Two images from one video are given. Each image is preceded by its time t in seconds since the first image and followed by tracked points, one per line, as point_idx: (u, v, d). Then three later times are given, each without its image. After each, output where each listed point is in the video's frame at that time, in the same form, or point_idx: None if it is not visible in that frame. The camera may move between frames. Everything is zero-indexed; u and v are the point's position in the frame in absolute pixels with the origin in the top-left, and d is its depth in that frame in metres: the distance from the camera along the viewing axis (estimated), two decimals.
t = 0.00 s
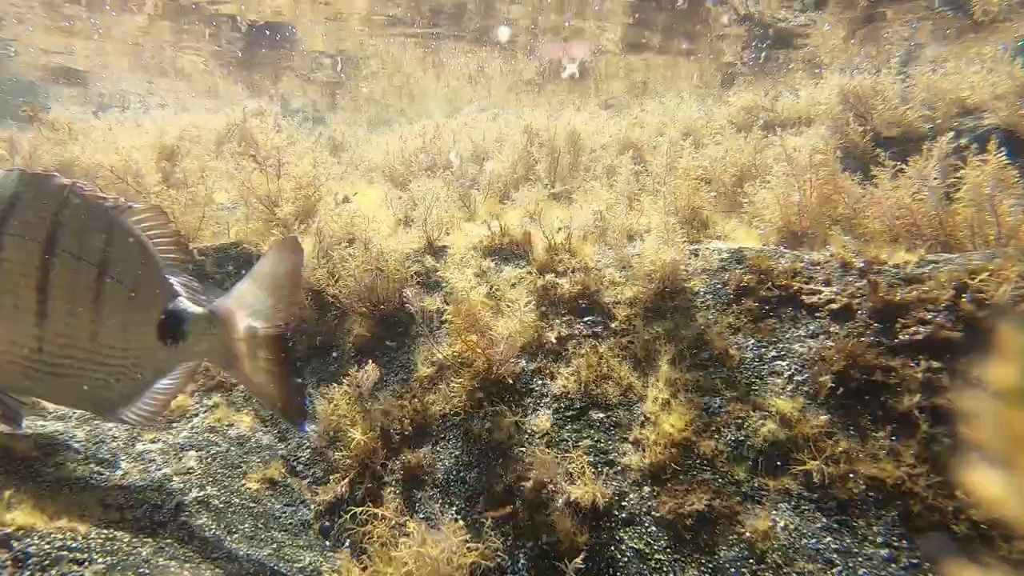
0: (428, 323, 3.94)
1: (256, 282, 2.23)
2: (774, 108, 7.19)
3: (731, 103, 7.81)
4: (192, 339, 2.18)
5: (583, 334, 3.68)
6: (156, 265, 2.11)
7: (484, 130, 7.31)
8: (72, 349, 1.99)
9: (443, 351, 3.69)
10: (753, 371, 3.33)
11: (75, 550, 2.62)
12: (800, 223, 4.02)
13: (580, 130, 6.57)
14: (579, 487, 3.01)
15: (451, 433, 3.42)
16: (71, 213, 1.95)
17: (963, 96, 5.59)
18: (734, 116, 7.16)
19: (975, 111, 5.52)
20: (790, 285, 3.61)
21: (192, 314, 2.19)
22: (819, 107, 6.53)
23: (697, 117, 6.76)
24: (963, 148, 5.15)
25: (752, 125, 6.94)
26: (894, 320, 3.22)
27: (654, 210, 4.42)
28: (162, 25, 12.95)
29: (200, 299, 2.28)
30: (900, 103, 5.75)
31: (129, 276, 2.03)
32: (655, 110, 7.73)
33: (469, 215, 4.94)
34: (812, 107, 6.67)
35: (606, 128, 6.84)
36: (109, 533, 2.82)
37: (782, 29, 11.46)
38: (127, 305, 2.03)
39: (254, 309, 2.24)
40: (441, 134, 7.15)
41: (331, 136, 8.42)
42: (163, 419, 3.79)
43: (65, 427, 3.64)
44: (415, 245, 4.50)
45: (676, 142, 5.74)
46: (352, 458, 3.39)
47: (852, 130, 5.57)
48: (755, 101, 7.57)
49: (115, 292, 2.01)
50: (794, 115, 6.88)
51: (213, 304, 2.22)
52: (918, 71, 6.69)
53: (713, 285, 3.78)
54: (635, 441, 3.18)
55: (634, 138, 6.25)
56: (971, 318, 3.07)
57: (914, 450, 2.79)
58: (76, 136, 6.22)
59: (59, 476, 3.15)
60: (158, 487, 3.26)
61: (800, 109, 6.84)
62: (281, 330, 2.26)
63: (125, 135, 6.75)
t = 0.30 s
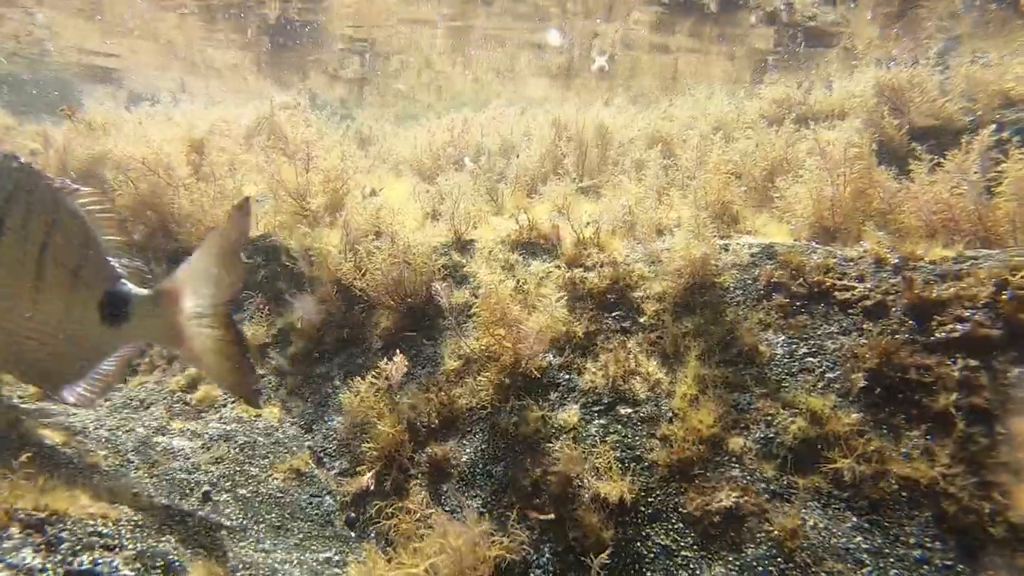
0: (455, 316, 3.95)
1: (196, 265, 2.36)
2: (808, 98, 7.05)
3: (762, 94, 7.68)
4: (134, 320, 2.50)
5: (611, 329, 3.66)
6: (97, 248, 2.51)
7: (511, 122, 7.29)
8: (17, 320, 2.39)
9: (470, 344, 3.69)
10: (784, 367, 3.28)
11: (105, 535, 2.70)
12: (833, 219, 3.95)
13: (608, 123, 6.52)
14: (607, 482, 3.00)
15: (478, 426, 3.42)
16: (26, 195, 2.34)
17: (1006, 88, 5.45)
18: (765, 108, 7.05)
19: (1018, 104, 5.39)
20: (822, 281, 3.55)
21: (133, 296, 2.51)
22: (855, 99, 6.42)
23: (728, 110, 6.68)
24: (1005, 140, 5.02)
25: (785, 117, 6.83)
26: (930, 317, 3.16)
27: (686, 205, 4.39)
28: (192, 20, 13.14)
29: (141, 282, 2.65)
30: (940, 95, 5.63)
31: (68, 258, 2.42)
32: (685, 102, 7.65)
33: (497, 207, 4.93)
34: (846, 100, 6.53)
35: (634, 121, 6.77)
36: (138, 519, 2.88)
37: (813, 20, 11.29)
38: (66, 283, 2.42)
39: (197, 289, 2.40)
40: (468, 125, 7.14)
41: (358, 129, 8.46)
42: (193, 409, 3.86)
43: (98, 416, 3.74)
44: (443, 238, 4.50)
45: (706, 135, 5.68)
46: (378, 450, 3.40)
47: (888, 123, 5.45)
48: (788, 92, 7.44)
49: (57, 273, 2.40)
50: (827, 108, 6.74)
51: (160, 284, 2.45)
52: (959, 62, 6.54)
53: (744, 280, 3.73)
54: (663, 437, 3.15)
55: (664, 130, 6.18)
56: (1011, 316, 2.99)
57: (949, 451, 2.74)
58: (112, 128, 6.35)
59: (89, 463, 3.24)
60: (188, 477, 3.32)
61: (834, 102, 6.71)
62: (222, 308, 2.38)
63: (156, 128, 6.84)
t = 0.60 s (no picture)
0: (472, 309, 3.95)
1: (106, 240, 2.23)
2: (828, 94, 7.02)
3: (783, 89, 7.65)
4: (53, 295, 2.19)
5: (628, 325, 3.66)
6: (11, 221, 2.11)
7: (529, 114, 7.28)
8: None
9: (487, 337, 3.69)
10: (802, 366, 3.26)
11: (122, 521, 2.70)
12: (854, 216, 3.94)
13: (627, 117, 6.51)
14: (622, 478, 3.00)
15: (494, 420, 3.43)
16: None
17: None
18: (786, 103, 7.02)
19: None
20: (841, 279, 3.53)
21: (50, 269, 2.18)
22: (876, 95, 6.39)
23: (748, 105, 6.65)
24: None
25: (805, 113, 6.81)
26: (950, 317, 3.13)
27: (704, 201, 4.40)
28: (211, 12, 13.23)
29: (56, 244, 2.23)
30: (963, 93, 5.59)
31: None
32: (705, 97, 7.62)
33: (515, 201, 4.95)
34: (868, 96, 6.49)
35: (654, 115, 6.75)
36: (154, 507, 2.89)
37: (831, 18, 11.26)
38: None
39: (110, 265, 2.25)
40: (486, 117, 7.14)
41: (376, 121, 8.48)
42: (209, 398, 3.88)
43: (115, 404, 3.75)
44: (460, 231, 4.51)
45: (726, 131, 5.67)
46: (393, 442, 3.42)
47: (910, 120, 5.42)
48: (809, 87, 7.40)
49: None
50: (848, 105, 6.70)
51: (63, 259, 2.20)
52: (984, 59, 6.47)
53: (762, 277, 3.71)
54: (679, 434, 3.14)
55: (683, 124, 6.17)
56: None
57: (966, 453, 2.72)
58: (135, 119, 6.42)
59: (106, 450, 3.25)
60: (204, 466, 3.34)
61: (856, 98, 6.67)
62: (136, 287, 2.29)
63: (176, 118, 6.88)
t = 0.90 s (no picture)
0: (492, 306, 3.97)
1: None
2: (852, 95, 6.99)
3: (807, 88, 7.63)
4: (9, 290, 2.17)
5: (647, 323, 3.64)
6: None
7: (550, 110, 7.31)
8: None
9: (505, 334, 3.70)
10: (822, 368, 3.23)
11: (139, 510, 2.71)
12: (877, 218, 3.92)
13: (648, 114, 6.52)
14: (639, 477, 2.97)
15: (510, 416, 3.43)
16: None
17: None
18: (809, 103, 7.00)
19: None
20: (863, 281, 3.50)
21: None
22: (901, 94, 6.34)
23: (770, 103, 6.64)
24: None
25: (828, 113, 6.78)
26: (974, 322, 3.07)
27: (724, 201, 4.40)
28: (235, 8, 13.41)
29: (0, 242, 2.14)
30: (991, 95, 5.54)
31: None
32: (727, 96, 7.62)
33: (535, 197, 4.99)
34: (893, 97, 6.43)
35: (675, 113, 6.73)
36: (171, 496, 2.90)
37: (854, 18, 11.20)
38: None
39: None
40: (507, 113, 7.19)
41: (397, 117, 8.54)
42: (228, 389, 3.91)
43: (135, 394, 3.79)
44: (480, 227, 4.54)
45: (748, 130, 5.67)
46: (409, 436, 3.42)
47: (935, 121, 5.36)
48: (833, 88, 7.36)
49: None
50: (872, 105, 6.64)
51: None
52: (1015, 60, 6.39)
53: (783, 278, 3.69)
54: (697, 434, 3.12)
55: (704, 123, 6.18)
56: None
57: (989, 459, 2.66)
58: (161, 113, 6.54)
59: (125, 440, 3.28)
60: (220, 457, 3.36)
61: (880, 99, 6.64)
62: None
63: (202, 112, 7.01)
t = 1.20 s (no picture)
0: (504, 303, 3.98)
1: None
2: (868, 95, 6.99)
3: (822, 89, 7.63)
4: None
5: (659, 322, 3.64)
6: None
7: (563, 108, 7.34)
8: None
9: (517, 331, 3.71)
10: (833, 369, 3.21)
11: (149, 502, 2.68)
12: (891, 219, 3.91)
13: (662, 113, 6.55)
14: (647, 476, 2.96)
15: (520, 413, 3.43)
16: None
17: None
18: (824, 104, 7.01)
19: None
20: (876, 283, 3.48)
21: None
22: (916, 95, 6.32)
23: (784, 102, 6.65)
24: None
25: (842, 113, 6.79)
26: (988, 325, 3.03)
27: (737, 200, 4.42)
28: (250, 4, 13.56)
29: None
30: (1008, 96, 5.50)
31: None
32: (742, 94, 7.62)
33: (549, 195, 5.03)
34: (908, 98, 6.41)
35: (688, 112, 6.75)
36: (181, 489, 2.89)
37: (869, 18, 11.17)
38: None
39: None
40: (521, 110, 7.23)
41: (411, 114, 8.60)
42: (239, 382, 3.93)
43: (147, 386, 3.81)
44: (494, 224, 4.57)
45: (762, 129, 5.68)
46: (418, 432, 3.43)
47: (950, 123, 5.34)
48: (849, 88, 7.36)
49: None
50: (887, 107, 6.63)
51: None
52: None
53: (796, 278, 3.69)
54: (707, 434, 3.11)
55: (718, 122, 6.20)
56: None
57: (1000, 465, 2.62)
58: (178, 108, 6.61)
59: (137, 432, 3.30)
60: (230, 450, 3.37)
61: (895, 100, 6.63)
62: None
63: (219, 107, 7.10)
